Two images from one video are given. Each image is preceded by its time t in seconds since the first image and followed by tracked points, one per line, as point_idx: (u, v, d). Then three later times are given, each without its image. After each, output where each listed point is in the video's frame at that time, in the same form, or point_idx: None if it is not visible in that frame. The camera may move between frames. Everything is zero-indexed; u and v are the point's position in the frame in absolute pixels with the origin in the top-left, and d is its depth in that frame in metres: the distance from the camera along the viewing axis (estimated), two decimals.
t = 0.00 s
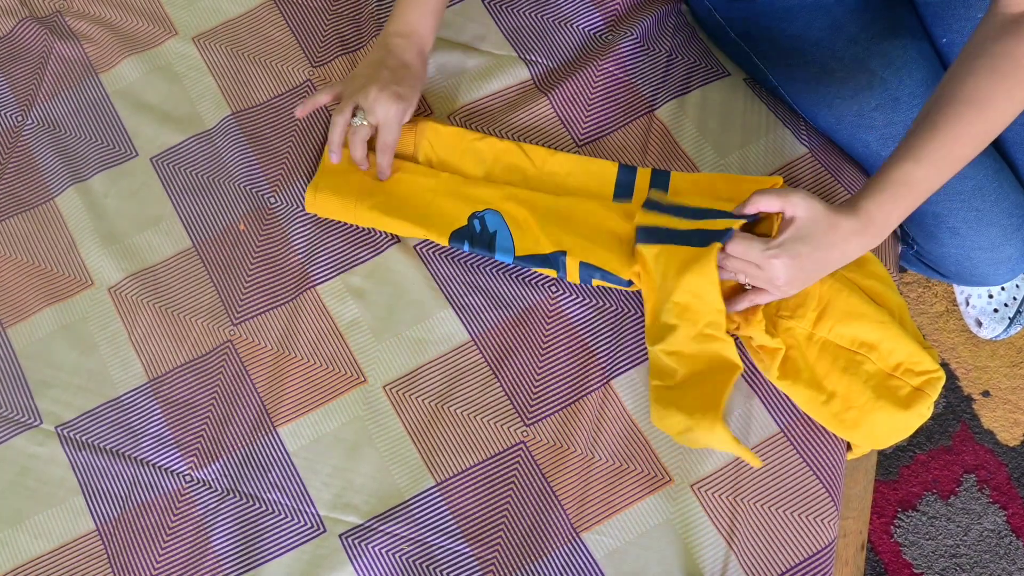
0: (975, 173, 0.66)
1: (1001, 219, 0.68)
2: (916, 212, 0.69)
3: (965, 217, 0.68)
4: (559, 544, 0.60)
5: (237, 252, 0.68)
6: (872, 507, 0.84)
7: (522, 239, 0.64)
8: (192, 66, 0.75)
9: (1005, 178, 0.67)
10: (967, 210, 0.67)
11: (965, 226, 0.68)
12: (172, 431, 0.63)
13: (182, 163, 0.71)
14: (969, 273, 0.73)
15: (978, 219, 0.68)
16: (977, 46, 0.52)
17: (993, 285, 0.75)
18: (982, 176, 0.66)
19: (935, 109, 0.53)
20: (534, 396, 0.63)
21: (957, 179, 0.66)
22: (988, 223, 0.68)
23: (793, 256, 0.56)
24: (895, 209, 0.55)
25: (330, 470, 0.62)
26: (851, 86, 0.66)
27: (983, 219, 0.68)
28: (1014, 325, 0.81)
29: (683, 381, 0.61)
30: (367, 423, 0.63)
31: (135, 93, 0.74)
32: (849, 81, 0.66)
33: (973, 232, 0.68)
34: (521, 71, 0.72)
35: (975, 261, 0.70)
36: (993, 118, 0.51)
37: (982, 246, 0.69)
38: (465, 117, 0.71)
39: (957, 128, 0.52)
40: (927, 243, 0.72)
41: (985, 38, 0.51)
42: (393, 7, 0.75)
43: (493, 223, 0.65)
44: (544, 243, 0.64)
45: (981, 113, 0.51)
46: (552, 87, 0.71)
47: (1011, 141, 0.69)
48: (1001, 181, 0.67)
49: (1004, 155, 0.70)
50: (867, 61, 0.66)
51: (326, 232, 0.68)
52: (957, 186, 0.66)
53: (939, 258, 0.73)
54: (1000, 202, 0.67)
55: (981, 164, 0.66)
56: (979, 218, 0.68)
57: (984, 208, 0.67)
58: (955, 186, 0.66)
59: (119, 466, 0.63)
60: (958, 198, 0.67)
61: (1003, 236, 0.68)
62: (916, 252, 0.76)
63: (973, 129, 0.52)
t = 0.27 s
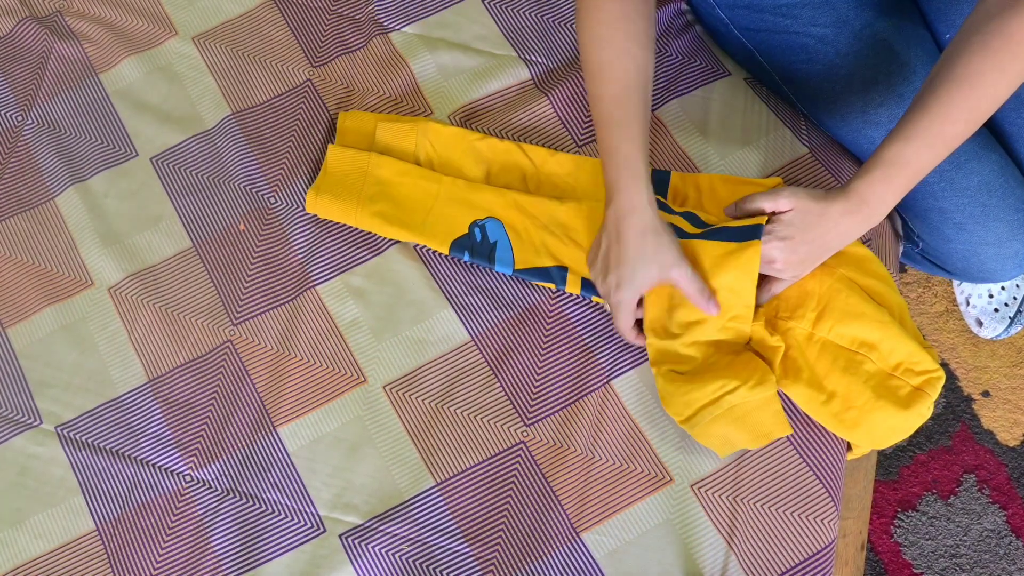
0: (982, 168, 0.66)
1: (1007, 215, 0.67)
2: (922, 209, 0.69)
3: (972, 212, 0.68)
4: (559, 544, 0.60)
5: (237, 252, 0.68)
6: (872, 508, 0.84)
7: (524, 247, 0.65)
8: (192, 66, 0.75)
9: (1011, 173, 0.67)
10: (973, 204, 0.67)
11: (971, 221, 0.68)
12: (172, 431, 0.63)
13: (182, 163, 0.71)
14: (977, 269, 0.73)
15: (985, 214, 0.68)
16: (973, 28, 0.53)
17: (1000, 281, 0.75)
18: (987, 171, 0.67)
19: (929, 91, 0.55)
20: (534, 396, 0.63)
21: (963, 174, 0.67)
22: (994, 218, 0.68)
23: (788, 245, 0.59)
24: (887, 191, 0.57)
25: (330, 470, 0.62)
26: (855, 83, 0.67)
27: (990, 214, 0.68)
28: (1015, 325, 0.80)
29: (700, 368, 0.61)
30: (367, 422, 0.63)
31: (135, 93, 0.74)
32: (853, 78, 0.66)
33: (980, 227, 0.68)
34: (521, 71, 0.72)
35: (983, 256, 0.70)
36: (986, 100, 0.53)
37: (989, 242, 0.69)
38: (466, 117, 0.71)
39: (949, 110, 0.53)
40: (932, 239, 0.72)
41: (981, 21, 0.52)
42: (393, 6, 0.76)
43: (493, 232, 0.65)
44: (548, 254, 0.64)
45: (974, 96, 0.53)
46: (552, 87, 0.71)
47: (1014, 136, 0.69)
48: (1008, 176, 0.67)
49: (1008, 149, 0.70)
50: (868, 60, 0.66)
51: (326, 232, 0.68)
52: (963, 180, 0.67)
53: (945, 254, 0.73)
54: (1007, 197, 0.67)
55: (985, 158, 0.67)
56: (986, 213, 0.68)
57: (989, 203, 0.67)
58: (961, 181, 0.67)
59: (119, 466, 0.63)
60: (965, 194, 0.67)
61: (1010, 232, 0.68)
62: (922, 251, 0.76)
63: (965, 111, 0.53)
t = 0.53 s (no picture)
0: (981, 170, 0.66)
1: (1006, 216, 0.67)
2: (921, 209, 0.69)
3: (971, 213, 0.68)
4: (560, 544, 0.60)
5: (237, 252, 0.68)
6: (872, 507, 0.84)
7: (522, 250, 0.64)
8: (192, 66, 0.74)
9: (1010, 174, 0.67)
10: (971, 206, 0.67)
11: (970, 223, 0.68)
12: (172, 431, 0.63)
13: (182, 163, 0.71)
14: (973, 271, 0.74)
15: (983, 215, 0.68)
16: (974, 36, 0.52)
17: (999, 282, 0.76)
18: (987, 172, 0.66)
19: (934, 102, 0.53)
20: (534, 396, 0.63)
21: (961, 175, 0.66)
22: (994, 219, 0.68)
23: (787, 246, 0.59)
24: (892, 206, 0.55)
25: (330, 470, 0.62)
26: (856, 81, 0.66)
27: (988, 216, 0.67)
28: (1014, 324, 0.80)
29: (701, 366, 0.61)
30: (367, 422, 0.63)
31: (135, 93, 0.74)
32: (854, 78, 0.66)
33: (979, 228, 0.68)
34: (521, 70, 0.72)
35: (980, 258, 0.71)
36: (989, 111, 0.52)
37: (987, 244, 0.69)
38: (466, 117, 0.71)
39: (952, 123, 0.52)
40: (932, 240, 0.72)
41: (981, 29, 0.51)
42: (393, 6, 0.76)
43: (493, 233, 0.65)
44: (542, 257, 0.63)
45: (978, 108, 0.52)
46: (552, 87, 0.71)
47: (1013, 137, 0.69)
48: (1006, 177, 0.67)
49: (1006, 148, 0.70)
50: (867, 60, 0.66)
51: (326, 231, 0.68)
52: (962, 181, 0.66)
53: (944, 255, 0.73)
54: (1006, 199, 0.67)
55: (985, 160, 0.66)
56: (985, 215, 0.67)
57: (988, 204, 0.67)
58: (960, 182, 0.66)
59: (119, 466, 0.63)
60: (964, 195, 0.67)
61: (1009, 234, 0.68)
62: (919, 252, 0.77)
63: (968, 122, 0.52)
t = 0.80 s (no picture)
0: (981, 169, 0.66)
1: (1006, 216, 0.67)
2: (920, 209, 0.70)
3: (971, 213, 0.68)
4: (560, 544, 0.60)
5: (237, 252, 0.68)
6: (872, 507, 0.84)
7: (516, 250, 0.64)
8: (192, 66, 0.75)
9: (1010, 174, 0.67)
10: (971, 205, 0.67)
11: (970, 223, 0.68)
12: (172, 431, 0.63)
13: (182, 163, 0.71)
14: (974, 271, 0.74)
15: (983, 215, 0.68)
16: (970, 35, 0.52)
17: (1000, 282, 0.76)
18: (987, 172, 0.66)
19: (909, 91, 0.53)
20: (534, 396, 0.63)
21: (961, 175, 0.66)
22: (993, 218, 0.68)
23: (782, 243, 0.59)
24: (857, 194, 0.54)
25: (330, 470, 0.62)
26: (856, 81, 0.66)
27: (988, 216, 0.67)
28: (1014, 324, 0.80)
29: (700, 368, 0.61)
30: (367, 423, 0.63)
31: (135, 93, 0.74)
32: (853, 78, 0.66)
33: (978, 228, 0.68)
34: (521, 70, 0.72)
35: (979, 258, 0.71)
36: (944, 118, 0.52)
37: (987, 244, 0.69)
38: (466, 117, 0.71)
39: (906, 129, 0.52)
40: (932, 239, 0.72)
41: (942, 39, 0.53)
42: (393, 6, 0.76)
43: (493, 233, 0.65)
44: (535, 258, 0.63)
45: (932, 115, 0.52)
46: (552, 87, 0.71)
47: (1013, 137, 0.69)
48: (1007, 177, 0.67)
49: (1006, 148, 0.70)
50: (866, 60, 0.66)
51: (327, 232, 0.68)
52: (961, 180, 0.66)
53: (943, 254, 0.73)
54: (1005, 198, 0.67)
55: (984, 160, 0.66)
56: (984, 215, 0.67)
57: (988, 204, 0.67)
58: (960, 181, 0.66)
59: (119, 466, 0.63)
60: (963, 195, 0.67)
61: (1008, 234, 0.68)
62: (919, 252, 0.77)
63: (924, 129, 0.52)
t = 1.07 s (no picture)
0: (980, 170, 0.66)
1: (1005, 217, 0.68)
2: (919, 210, 0.69)
3: (970, 214, 0.68)
4: (560, 544, 0.60)
5: (238, 252, 0.68)
6: (872, 508, 0.84)
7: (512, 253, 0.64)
8: (191, 66, 0.75)
9: (1009, 174, 0.67)
10: (970, 206, 0.67)
11: (969, 223, 0.68)
12: (172, 431, 0.63)
13: (182, 163, 0.71)
14: (973, 272, 0.74)
15: (982, 215, 0.67)
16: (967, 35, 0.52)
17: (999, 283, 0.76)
18: (986, 172, 0.66)
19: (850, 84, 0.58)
20: (534, 396, 0.63)
21: (960, 176, 0.66)
22: (993, 219, 0.68)
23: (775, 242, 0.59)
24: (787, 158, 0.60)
25: (330, 470, 0.62)
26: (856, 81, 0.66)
27: (987, 216, 0.67)
28: (1014, 325, 0.80)
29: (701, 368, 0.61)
30: (367, 423, 0.63)
31: (135, 93, 0.74)
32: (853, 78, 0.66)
33: (977, 229, 0.68)
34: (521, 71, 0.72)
35: (978, 258, 0.71)
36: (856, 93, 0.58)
37: (986, 245, 0.69)
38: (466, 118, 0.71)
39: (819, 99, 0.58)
40: (931, 240, 0.73)
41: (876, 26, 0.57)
42: (393, 6, 0.76)
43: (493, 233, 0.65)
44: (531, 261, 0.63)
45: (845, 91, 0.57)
46: (552, 87, 0.72)
47: (1012, 137, 0.69)
48: (1005, 177, 0.67)
49: (1006, 149, 0.70)
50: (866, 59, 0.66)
51: (327, 232, 0.68)
52: (961, 182, 0.66)
53: (943, 256, 0.74)
54: (1004, 198, 0.67)
55: (984, 161, 0.66)
56: (983, 215, 0.67)
57: (988, 205, 0.67)
58: (960, 182, 0.66)
59: (119, 466, 0.63)
60: (963, 196, 0.67)
61: (1007, 235, 0.68)
62: (919, 252, 0.77)
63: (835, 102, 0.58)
